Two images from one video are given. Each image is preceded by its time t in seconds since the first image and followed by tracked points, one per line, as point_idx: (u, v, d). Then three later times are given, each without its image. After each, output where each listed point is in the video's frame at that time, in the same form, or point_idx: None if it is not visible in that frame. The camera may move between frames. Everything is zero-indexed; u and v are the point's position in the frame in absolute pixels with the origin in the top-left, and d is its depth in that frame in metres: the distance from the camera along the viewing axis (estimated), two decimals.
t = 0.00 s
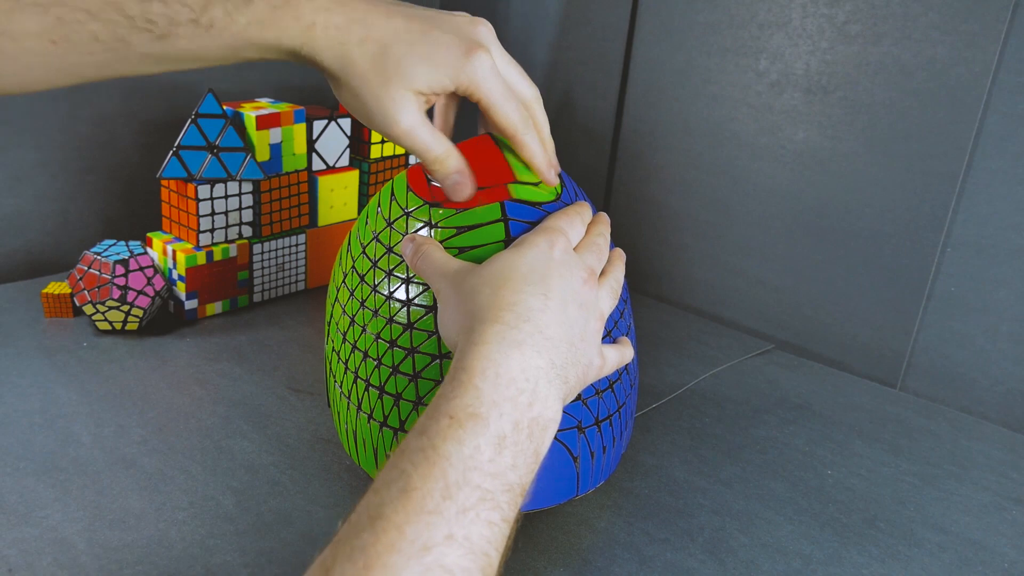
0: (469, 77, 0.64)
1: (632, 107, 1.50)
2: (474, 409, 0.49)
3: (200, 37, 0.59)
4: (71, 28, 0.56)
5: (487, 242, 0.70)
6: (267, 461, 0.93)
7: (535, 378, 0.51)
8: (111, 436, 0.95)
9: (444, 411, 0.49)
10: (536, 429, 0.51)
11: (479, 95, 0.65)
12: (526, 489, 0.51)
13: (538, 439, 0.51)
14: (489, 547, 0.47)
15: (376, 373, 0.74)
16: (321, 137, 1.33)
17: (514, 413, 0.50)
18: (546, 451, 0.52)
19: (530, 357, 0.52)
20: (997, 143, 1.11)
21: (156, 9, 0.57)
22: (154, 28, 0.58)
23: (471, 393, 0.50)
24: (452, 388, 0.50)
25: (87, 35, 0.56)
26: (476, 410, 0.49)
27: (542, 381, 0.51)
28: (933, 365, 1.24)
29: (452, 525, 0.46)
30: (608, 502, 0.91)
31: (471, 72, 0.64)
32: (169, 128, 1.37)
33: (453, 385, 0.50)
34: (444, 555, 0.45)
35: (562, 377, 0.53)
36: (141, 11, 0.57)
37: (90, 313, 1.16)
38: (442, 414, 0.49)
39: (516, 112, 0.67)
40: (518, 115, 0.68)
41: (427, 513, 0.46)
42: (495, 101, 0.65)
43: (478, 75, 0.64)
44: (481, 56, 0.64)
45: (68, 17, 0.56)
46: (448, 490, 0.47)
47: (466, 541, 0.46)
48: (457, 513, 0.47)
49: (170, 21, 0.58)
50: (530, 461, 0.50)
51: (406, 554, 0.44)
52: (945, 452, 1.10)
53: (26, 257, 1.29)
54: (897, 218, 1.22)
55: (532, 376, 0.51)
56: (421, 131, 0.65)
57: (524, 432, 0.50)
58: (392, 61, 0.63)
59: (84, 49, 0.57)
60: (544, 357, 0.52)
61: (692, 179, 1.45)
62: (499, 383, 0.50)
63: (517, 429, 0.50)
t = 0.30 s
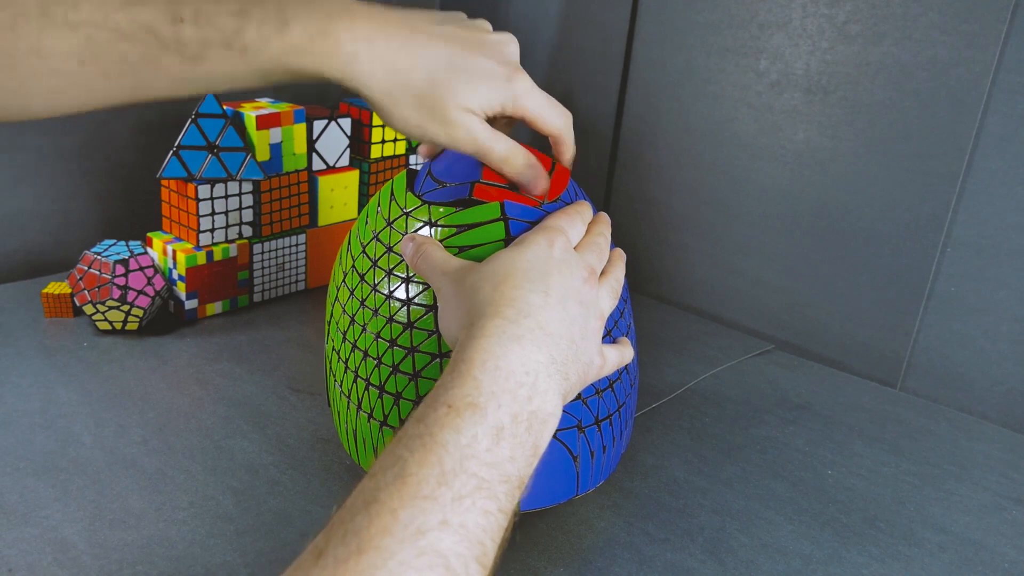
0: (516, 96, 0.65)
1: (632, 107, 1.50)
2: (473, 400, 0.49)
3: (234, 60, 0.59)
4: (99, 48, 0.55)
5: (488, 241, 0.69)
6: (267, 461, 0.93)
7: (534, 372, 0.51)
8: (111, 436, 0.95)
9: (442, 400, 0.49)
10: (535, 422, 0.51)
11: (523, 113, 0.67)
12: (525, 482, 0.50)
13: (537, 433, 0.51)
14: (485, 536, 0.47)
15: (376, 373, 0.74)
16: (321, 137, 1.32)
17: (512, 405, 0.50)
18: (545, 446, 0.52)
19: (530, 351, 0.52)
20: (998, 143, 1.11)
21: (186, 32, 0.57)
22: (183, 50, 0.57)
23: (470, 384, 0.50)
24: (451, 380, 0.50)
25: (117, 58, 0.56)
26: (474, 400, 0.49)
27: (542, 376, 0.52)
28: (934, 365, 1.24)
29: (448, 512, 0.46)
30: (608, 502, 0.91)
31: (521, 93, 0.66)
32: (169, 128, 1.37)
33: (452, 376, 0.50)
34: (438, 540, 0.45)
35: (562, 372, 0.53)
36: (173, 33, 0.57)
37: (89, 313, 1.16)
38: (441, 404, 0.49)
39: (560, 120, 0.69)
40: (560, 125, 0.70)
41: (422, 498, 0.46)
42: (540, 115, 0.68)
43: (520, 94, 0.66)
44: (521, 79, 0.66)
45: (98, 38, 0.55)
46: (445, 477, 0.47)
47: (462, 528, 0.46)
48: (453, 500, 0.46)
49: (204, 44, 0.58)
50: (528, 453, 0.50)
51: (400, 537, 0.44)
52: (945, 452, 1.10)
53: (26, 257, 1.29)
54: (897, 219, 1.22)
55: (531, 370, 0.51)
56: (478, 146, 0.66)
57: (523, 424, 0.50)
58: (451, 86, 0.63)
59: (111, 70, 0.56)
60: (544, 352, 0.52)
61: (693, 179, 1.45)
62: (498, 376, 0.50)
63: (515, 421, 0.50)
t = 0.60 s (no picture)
0: (455, 56, 0.66)
1: (632, 107, 1.50)
2: (475, 396, 0.49)
3: (203, 18, 0.66)
4: (75, 21, 0.65)
5: (489, 241, 0.69)
6: (267, 460, 0.94)
7: (538, 370, 0.51)
8: (111, 436, 0.95)
9: (445, 397, 0.50)
10: (538, 420, 0.51)
11: (466, 76, 0.67)
12: (529, 479, 0.50)
13: (541, 430, 0.51)
14: (487, 532, 0.47)
15: (376, 372, 0.74)
16: (321, 137, 1.33)
17: (516, 402, 0.50)
18: (549, 444, 0.52)
19: (534, 349, 0.52)
20: (998, 143, 1.11)
21: None
22: (158, 15, 0.66)
23: (473, 380, 0.50)
24: (454, 377, 0.51)
25: (92, 25, 0.65)
26: (477, 397, 0.49)
27: (545, 374, 0.52)
28: (934, 365, 1.24)
29: (451, 507, 0.46)
30: (608, 502, 0.91)
31: (457, 52, 0.66)
32: (169, 128, 1.37)
33: (456, 374, 0.50)
34: (440, 535, 0.45)
35: (565, 371, 0.53)
36: None
37: (89, 313, 1.16)
38: (444, 401, 0.49)
39: (502, 97, 0.68)
40: (503, 100, 0.68)
41: (424, 494, 0.46)
42: (480, 83, 0.67)
43: (466, 55, 0.67)
44: (467, 40, 0.67)
45: (73, 9, 0.65)
46: (447, 473, 0.47)
47: (464, 524, 0.46)
48: (456, 495, 0.47)
49: (175, 6, 0.66)
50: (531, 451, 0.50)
51: (401, 531, 0.44)
52: (945, 452, 1.10)
53: (27, 257, 1.29)
54: (897, 219, 1.22)
55: (534, 367, 0.51)
56: (406, 113, 0.67)
57: (526, 422, 0.50)
58: (382, 41, 0.66)
59: (92, 40, 0.65)
60: (547, 351, 0.52)
61: (693, 179, 1.45)
62: (501, 373, 0.50)
63: (518, 418, 0.50)
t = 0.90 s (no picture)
0: (481, 72, 0.71)
1: (632, 107, 1.50)
2: (463, 387, 0.50)
3: (196, 39, 0.68)
4: (65, 36, 0.68)
5: (483, 239, 0.69)
6: (267, 460, 0.93)
7: (527, 362, 0.51)
8: (111, 436, 0.95)
9: (433, 388, 0.50)
10: (527, 412, 0.51)
11: (490, 88, 0.72)
12: (517, 471, 0.50)
13: (530, 422, 0.51)
14: (473, 522, 0.47)
15: (374, 372, 0.74)
16: (321, 137, 1.32)
17: (504, 394, 0.50)
18: (539, 436, 0.52)
19: (523, 341, 0.52)
20: (998, 143, 1.11)
21: (151, 16, 0.68)
22: (150, 33, 0.68)
23: (461, 372, 0.50)
24: (442, 368, 0.51)
25: (83, 41, 0.68)
26: (465, 389, 0.49)
27: (535, 366, 0.52)
28: (934, 365, 1.24)
29: (436, 497, 0.46)
30: (608, 502, 0.91)
31: (482, 67, 0.71)
32: (169, 128, 1.37)
33: (444, 366, 0.51)
34: (426, 524, 0.45)
35: (556, 364, 0.53)
36: (137, 17, 0.68)
37: (90, 313, 1.16)
38: (431, 392, 0.50)
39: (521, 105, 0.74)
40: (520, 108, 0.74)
41: (410, 483, 0.46)
42: (504, 96, 0.73)
43: (490, 70, 0.71)
44: (488, 53, 0.71)
45: (64, 24, 0.67)
46: (433, 463, 0.47)
47: (449, 514, 0.46)
48: (442, 485, 0.47)
49: (167, 26, 0.68)
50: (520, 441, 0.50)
51: (387, 520, 0.45)
52: (945, 452, 1.10)
53: (27, 257, 1.29)
54: (897, 219, 1.22)
55: (523, 360, 0.51)
56: (442, 126, 0.68)
57: (515, 413, 0.50)
58: (409, 61, 0.68)
59: (85, 55, 0.68)
60: (537, 343, 0.52)
61: (693, 179, 1.45)
62: (489, 365, 0.51)
63: (507, 409, 0.50)
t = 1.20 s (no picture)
0: (473, 64, 0.69)
1: (632, 107, 1.50)
2: (466, 392, 0.49)
3: (206, 16, 0.65)
4: (72, 14, 0.63)
5: (488, 243, 0.69)
6: (267, 461, 0.93)
7: (530, 367, 0.51)
8: (111, 436, 0.95)
9: (436, 393, 0.50)
10: (530, 417, 0.51)
11: (481, 83, 0.70)
12: (520, 475, 0.50)
13: (533, 427, 0.51)
14: (475, 527, 0.47)
15: (375, 371, 0.74)
16: (321, 137, 1.32)
17: (507, 398, 0.50)
18: (542, 441, 0.52)
19: (526, 346, 0.52)
20: (998, 143, 1.11)
21: None
22: (159, 11, 0.65)
23: (464, 376, 0.50)
24: (445, 373, 0.51)
25: (91, 19, 0.63)
26: (468, 393, 0.49)
27: (538, 371, 0.52)
28: (933, 365, 1.24)
29: (438, 502, 0.46)
30: (608, 502, 0.91)
31: (475, 60, 0.69)
32: (169, 128, 1.37)
33: (447, 370, 0.51)
34: (427, 529, 0.45)
35: (559, 369, 0.53)
36: None
37: (90, 313, 1.16)
38: (434, 396, 0.49)
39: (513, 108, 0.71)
40: (515, 112, 0.71)
41: (412, 488, 0.46)
42: (495, 91, 0.70)
43: (483, 63, 0.69)
44: (484, 46, 0.69)
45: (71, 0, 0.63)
46: (435, 467, 0.47)
47: (451, 519, 0.46)
48: (444, 490, 0.46)
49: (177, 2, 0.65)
50: (523, 446, 0.50)
51: (388, 525, 0.44)
52: (945, 452, 1.10)
53: (27, 257, 1.29)
54: (897, 219, 1.22)
55: (527, 365, 0.51)
56: (423, 121, 0.68)
57: (518, 418, 0.50)
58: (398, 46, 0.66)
59: (89, 33, 0.64)
60: (540, 348, 0.52)
61: (693, 179, 1.45)
62: (492, 370, 0.50)
63: (510, 414, 0.50)
